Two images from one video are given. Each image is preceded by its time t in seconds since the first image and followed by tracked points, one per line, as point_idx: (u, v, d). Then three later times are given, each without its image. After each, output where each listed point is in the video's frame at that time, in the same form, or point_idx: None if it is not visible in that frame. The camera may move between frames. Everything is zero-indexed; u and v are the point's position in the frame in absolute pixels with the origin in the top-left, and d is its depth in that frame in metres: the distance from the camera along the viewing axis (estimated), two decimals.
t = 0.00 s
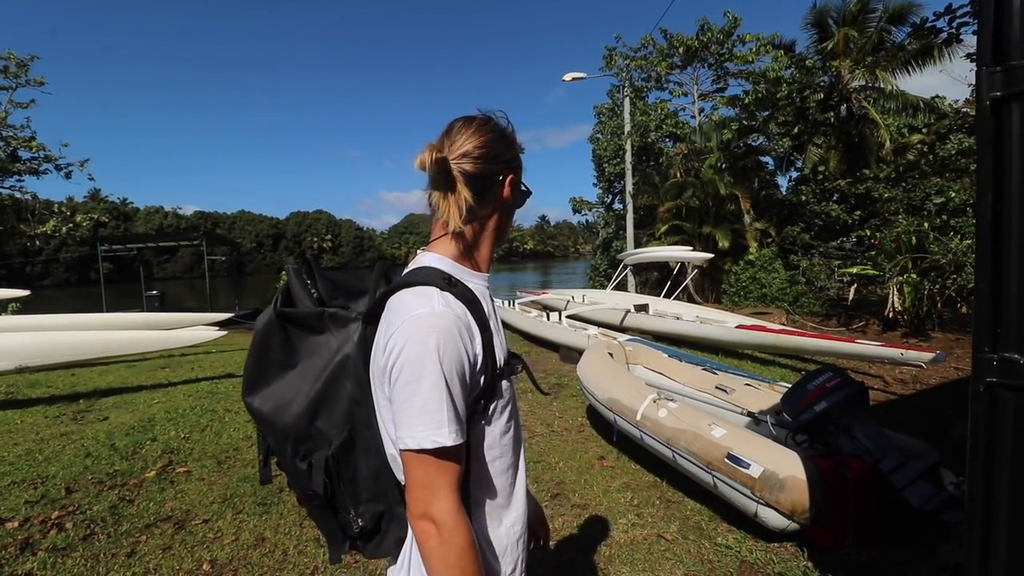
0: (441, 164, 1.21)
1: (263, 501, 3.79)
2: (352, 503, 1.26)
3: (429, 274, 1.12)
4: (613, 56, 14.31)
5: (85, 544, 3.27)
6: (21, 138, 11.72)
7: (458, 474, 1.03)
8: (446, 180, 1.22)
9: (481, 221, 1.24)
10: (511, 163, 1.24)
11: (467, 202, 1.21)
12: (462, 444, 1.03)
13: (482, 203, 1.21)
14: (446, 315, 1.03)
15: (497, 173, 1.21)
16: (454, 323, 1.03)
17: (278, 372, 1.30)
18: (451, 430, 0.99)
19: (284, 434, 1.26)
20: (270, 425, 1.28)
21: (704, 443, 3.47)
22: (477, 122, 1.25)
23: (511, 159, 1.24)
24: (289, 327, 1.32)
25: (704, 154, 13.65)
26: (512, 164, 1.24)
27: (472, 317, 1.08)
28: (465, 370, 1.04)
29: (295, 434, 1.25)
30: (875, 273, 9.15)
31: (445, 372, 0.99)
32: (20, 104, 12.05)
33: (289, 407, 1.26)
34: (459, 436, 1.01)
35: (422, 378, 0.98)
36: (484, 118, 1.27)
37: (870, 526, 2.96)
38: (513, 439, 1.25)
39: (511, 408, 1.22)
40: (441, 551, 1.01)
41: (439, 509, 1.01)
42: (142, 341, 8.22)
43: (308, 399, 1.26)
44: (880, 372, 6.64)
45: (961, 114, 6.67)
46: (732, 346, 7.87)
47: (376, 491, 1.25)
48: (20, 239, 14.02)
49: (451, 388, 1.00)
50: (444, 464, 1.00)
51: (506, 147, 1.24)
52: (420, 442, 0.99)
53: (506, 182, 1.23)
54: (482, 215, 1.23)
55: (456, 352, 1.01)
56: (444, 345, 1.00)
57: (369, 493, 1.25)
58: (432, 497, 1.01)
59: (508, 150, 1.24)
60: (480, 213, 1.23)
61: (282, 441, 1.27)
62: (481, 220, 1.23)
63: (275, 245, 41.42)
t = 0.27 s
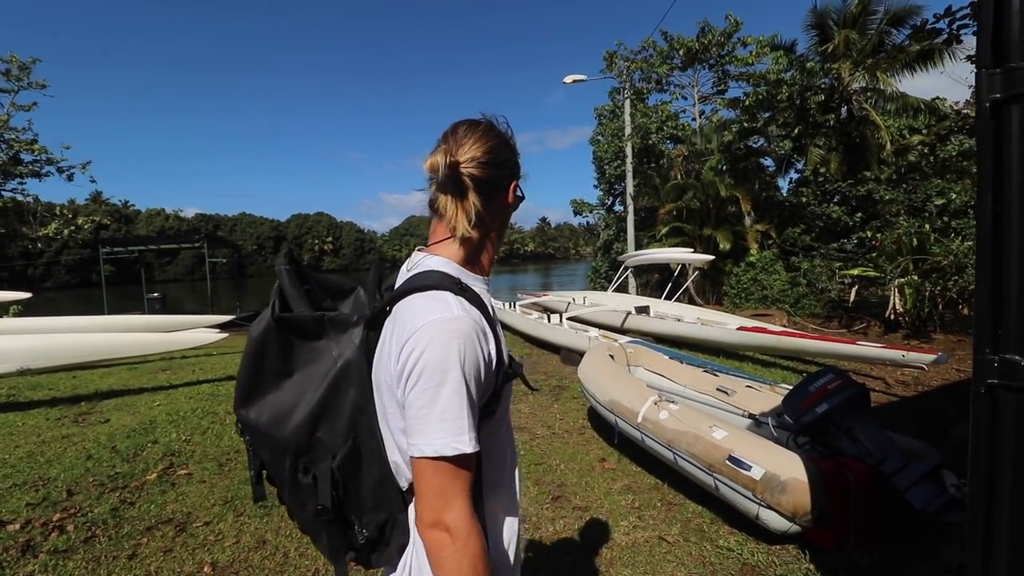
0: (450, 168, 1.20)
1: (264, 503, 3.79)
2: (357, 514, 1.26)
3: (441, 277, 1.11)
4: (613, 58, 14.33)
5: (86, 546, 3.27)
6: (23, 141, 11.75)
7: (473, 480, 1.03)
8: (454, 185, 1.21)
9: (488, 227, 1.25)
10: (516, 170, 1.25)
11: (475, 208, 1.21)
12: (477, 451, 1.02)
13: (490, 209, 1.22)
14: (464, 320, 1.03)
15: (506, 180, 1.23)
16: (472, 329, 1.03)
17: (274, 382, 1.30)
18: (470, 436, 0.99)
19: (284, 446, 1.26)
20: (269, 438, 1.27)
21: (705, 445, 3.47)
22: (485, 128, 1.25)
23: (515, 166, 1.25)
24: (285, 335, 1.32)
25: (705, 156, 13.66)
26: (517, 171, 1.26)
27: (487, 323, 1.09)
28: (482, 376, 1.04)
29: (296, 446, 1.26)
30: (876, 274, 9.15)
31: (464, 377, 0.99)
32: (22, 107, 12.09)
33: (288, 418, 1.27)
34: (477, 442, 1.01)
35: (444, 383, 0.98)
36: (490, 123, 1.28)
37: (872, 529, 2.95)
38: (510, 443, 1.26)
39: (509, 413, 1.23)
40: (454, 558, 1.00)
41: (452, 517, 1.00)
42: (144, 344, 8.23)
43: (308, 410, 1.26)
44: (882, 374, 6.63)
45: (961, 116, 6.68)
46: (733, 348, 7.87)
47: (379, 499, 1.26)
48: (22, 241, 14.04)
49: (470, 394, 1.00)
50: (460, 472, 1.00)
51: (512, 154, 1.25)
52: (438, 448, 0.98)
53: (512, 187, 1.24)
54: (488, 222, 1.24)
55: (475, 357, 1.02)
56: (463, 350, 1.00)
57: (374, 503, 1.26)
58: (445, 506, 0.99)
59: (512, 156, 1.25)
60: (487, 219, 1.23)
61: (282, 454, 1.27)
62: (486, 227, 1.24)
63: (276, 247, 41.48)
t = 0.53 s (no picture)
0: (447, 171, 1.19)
1: (264, 503, 3.79)
2: (352, 519, 1.27)
3: (441, 285, 1.11)
4: (614, 59, 14.35)
5: (86, 546, 3.27)
6: (25, 141, 11.78)
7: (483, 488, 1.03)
8: (451, 187, 1.21)
9: (484, 230, 1.24)
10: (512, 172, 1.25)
11: (473, 211, 1.21)
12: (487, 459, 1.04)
13: (488, 212, 1.22)
14: (466, 329, 1.03)
15: (503, 183, 1.23)
16: (476, 338, 1.03)
17: (265, 390, 1.30)
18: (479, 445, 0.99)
19: (277, 454, 1.27)
20: (260, 446, 1.27)
21: (705, 446, 3.47)
22: (481, 130, 1.25)
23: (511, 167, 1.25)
24: (276, 340, 1.31)
25: (706, 157, 13.66)
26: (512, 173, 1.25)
27: (487, 330, 1.10)
28: (487, 384, 1.05)
29: (288, 453, 1.27)
30: (877, 276, 9.15)
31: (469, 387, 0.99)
32: (24, 108, 12.12)
33: (280, 424, 1.27)
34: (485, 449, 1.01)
35: (451, 394, 0.98)
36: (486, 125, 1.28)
37: (873, 531, 2.95)
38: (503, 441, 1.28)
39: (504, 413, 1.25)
40: (473, 565, 1.00)
41: (467, 524, 1.00)
42: (145, 344, 8.24)
43: (301, 418, 1.26)
44: (883, 375, 6.63)
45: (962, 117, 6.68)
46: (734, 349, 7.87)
47: (371, 504, 1.26)
48: (24, 242, 14.06)
49: (478, 404, 1.01)
50: (473, 481, 1.00)
51: (509, 156, 1.25)
52: (449, 459, 0.98)
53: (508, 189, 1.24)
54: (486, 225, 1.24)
55: (481, 366, 1.02)
56: (467, 359, 1.00)
57: (368, 509, 1.26)
58: (459, 515, 0.99)
59: (509, 157, 1.24)
60: (484, 222, 1.23)
61: (273, 461, 1.27)
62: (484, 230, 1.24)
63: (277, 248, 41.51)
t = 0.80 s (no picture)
0: (419, 170, 1.23)
1: (266, 505, 3.79)
2: (342, 519, 1.27)
3: (428, 294, 1.10)
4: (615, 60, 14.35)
5: (88, 547, 3.28)
6: (27, 142, 11.80)
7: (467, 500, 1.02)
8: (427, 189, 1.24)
9: (466, 230, 1.24)
10: (494, 169, 1.23)
11: (448, 208, 1.22)
12: (472, 471, 1.03)
13: (465, 208, 1.22)
14: (449, 341, 1.01)
15: (481, 176, 1.21)
16: (458, 350, 1.01)
17: (256, 395, 1.31)
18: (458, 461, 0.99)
19: (268, 457, 1.28)
20: (253, 448, 1.29)
21: (706, 448, 3.46)
22: (460, 126, 1.26)
23: (493, 164, 1.23)
24: (265, 348, 1.32)
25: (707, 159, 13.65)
26: (495, 170, 1.23)
27: (475, 339, 1.08)
28: (470, 395, 1.04)
29: (279, 456, 1.28)
30: (878, 277, 9.13)
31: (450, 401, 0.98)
32: (27, 109, 12.14)
33: (271, 428, 1.28)
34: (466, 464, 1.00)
35: (430, 409, 0.97)
36: (471, 120, 1.28)
37: (875, 534, 2.94)
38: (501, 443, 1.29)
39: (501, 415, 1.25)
40: (461, 575, 1.00)
41: (452, 534, 1.00)
42: (147, 345, 8.25)
43: (289, 421, 1.27)
44: (885, 377, 6.62)
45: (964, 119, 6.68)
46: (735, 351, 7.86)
47: (363, 504, 1.27)
48: (26, 243, 14.08)
49: (457, 418, 0.99)
50: (455, 494, 1.00)
51: (491, 149, 1.24)
52: (430, 475, 0.98)
53: (490, 186, 1.22)
54: (467, 222, 1.24)
55: (461, 379, 1.01)
56: (449, 371, 0.99)
57: (358, 509, 1.27)
58: (444, 525, 0.99)
59: (491, 154, 1.23)
60: (464, 221, 1.23)
61: (265, 464, 1.29)
62: (467, 228, 1.24)
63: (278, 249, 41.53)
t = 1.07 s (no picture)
0: (411, 168, 1.25)
1: (266, 506, 3.79)
2: (334, 512, 1.25)
3: (409, 298, 1.11)
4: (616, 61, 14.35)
5: (88, 548, 3.28)
6: (28, 143, 11.80)
7: (427, 510, 1.04)
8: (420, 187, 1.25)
9: (458, 231, 1.25)
10: (487, 168, 1.22)
11: (436, 208, 1.23)
12: (434, 480, 1.04)
13: (455, 208, 1.22)
14: (418, 349, 1.03)
15: (471, 176, 1.21)
16: (427, 358, 1.03)
17: (256, 390, 1.31)
18: (416, 469, 1.00)
19: (266, 447, 1.27)
20: (251, 440, 1.29)
21: (707, 448, 3.46)
22: (455, 124, 1.26)
23: (487, 163, 1.22)
24: (264, 346, 1.33)
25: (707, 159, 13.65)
26: (488, 169, 1.23)
27: (452, 346, 1.08)
28: (440, 405, 1.04)
29: (276, 447, 1.26)
30: (879, 277, 9.13)
31: (414, 408, 0.99)
32: (27, 110, 12.15)
33: (268, 421, 1.27)
34: (426, 473, 1.02)
35: (393, 415, 0.99)
36: (469, 118, 1.28)
37: (875, 534, 2.93)
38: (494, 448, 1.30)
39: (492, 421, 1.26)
40: None
41: (406, 542, 1.02)
42: (147, 346, 8.26)
43: (285, 415, 1.26)
44: (885, 377, 6.62)
45: (964, 119, 6.68)
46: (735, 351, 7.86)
47: (358, 497, 1.25)
48: (26, 244, 14.09)
49: (422, 428, 1.00)
50: (414, 503, 1.02)
51: (485, 148, 1.23)
52: (385, 480, 1.01)
53: (483, 186, 1.22)
54: (457, 223, 1.24)
55: (429, 389, 1.01)
56: (415, 380, 1.00)
57: (353, 501, 1.25)
58: (399, 531, 1.02)
59: (485, 153, 1.22)
60: (455, 221, 1.24)
61: (263, 455, 1.28)
62: (458, 229, 1.25)
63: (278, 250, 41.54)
